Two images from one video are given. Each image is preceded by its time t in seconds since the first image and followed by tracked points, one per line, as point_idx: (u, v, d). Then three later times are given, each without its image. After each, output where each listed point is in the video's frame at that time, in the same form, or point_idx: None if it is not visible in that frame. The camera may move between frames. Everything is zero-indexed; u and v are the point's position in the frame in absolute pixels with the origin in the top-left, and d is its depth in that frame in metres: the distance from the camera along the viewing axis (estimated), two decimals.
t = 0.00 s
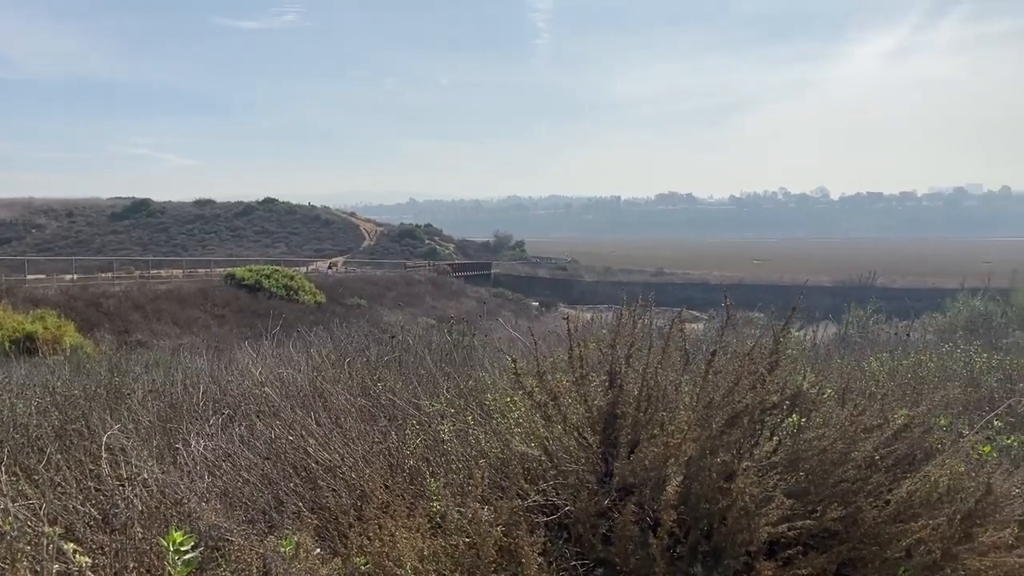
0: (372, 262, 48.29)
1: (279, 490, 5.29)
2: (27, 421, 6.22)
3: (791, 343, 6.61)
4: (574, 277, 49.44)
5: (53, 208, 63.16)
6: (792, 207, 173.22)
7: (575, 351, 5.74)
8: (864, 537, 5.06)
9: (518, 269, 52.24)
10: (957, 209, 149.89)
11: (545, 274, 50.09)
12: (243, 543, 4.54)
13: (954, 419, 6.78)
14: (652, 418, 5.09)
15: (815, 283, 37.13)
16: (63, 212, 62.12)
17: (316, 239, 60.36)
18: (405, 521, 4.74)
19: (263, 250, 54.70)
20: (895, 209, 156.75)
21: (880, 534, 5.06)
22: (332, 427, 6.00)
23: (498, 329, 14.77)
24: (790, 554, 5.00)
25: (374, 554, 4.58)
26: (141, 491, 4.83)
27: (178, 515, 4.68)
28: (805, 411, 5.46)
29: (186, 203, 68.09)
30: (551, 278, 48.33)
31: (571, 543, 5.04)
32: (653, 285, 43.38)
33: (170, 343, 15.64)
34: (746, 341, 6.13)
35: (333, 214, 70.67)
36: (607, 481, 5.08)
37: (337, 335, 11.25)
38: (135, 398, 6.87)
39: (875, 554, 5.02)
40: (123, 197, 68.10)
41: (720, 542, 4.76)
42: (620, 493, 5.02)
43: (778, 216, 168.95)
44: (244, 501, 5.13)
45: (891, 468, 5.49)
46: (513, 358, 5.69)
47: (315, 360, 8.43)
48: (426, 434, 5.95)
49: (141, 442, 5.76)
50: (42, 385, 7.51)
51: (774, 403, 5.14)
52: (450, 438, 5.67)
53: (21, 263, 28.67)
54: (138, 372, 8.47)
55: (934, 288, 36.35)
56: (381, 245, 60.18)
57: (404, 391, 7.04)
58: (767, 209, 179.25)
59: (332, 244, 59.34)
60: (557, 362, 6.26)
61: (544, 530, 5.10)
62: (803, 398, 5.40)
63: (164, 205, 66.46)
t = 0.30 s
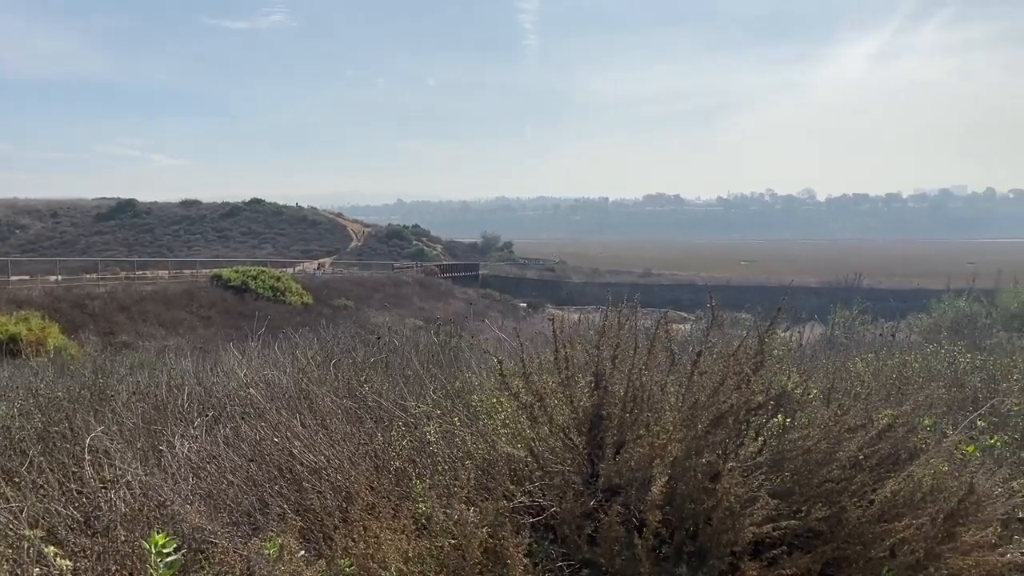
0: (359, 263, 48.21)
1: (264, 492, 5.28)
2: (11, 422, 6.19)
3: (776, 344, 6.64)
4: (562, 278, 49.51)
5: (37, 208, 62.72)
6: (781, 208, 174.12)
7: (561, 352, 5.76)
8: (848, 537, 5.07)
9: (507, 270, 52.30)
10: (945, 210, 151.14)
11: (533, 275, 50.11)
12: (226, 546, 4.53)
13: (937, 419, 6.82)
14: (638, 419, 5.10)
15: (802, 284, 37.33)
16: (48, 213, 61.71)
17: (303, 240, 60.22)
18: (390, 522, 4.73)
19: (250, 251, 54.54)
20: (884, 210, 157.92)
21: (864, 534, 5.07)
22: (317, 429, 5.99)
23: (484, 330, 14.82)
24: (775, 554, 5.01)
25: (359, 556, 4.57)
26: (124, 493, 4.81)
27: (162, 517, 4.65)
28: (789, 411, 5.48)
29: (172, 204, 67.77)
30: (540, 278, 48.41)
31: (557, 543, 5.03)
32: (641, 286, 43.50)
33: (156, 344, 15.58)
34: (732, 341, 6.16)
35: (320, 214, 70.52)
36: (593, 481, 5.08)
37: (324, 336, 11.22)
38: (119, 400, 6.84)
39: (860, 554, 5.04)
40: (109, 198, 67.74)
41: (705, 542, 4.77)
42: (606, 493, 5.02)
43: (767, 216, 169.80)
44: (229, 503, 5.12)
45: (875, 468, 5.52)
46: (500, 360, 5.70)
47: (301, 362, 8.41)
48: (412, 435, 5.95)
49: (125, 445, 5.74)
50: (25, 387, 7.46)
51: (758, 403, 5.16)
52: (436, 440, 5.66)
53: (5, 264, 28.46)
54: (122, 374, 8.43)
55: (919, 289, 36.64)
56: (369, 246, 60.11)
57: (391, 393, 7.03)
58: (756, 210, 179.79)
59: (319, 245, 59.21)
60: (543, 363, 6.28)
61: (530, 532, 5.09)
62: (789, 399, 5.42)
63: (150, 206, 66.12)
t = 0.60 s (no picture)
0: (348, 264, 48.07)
1: (250, 494, 5.28)
2: None
3: (763, 345, 6.66)
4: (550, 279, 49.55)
5: (22, 209, 62.24)
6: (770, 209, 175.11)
7: (548, 353, 5.77)
8: (834, 537, 5.10)
9: (495, 271, 52.30)
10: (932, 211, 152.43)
11: (522, 276, 50.15)
12: (211, 548, 4.51)
13: (922, 420, 6.86)
14: (625, 419, 5.12)
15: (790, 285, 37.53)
16: (32, 214, 61.26)
17: (290, 241, 60.03)
18: (376, 523, 4.72)
19: (237, 252, 54.34)
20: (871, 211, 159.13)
21: (849, 533, 5.10)
22: (304, 430, 5.97)
23: (471, 331, 14.85)
24: (760, 553, 5.02)
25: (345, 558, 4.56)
26: (109, 495, 4.78)
27: (147, 520, 4.63)
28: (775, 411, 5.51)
29: (158, 205, 67.40)
30: (529, 279, 48.44)
31: (545, 544, 5.02)
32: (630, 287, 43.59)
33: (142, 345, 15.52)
34: (720, 340, 6.19)
35: (308, 216, 70.33)
36: (580, 481, 5.09)
37: (312, 337, 11.19)
38: (104, 402, 6.81)
39: (845, 553, 5.06)
40: (94, 198, 67.31)
41: (692, 542, 4.77)
42: (593, 494, 5.03)
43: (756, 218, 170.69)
44: (214, 506, 5.12)
45: (861, 467, 5.55)
46: (488, 361, 5.70)
47: (288, 363, 8.39)
48: (398, 438, 5.94)
49: (110, 447, 5.72)
50: (9, 389, 7.42)
51: (745, 403, 5.17)
52: (424, 441, 5.67)
53: None
54: (108, 375, 8.39)
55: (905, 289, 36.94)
56: (357, 247, 59.94)
57: (377, 394, 7.03)
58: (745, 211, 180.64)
59: (307, 246, 59.03)
60: (531, 364, 6.28)
61: (517, 533, 5.09)
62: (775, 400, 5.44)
63: (136, 207, 65.73)
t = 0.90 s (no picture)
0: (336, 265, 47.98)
1: (237, 495, 5.28)
2: None
3: (750, 345, 6.69)
4: (539, 279, 49.61)
5: (6, 209, 61.74)
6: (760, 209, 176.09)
7: (536, 353, 5.78)
8: (819, 536, 5.12)
9: (484, 271, 52.31)
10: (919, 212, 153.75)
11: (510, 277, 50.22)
12: (197, 549, 4.50)
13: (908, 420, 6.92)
14: (612, 419, 5.12)
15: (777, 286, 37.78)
16: (17, 214, 60.79)
17: (278, 241, 59.86)
18: (363, 524, 4.71)
19: (224, 253, 54.14)
20: (859, 211, 160.35)
21: (835, 532, 5.12)
22: (291, 432, 5.96)
23: (459, 331, 14.90)
24: (746, 552, 5.03)
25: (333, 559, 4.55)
26: (94, 497, 4.76)
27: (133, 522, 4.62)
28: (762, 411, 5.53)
29: (144, 206, 67.03)
30: (517, 279, 48.50)
31: (532, 545, 5.03)
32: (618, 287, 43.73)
33: (128, 346, 15.44)
34: (706, 340, 6.21)
35: (296, 216, 70.15)
36: (568, 481, 5.10)
37: (299, 338, 11.17)
38: (90, 403, 6.78)
39: (830, 552, 5.09)
40: (80, 198, 66.87)
41: (678, 541, 4.79)
42: (580, 494, 5.04)
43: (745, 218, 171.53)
44: (200, 507, 5.10)
45: (846, 467, 5.57)
46: (476, 362, 5.70)
47: (276, 364, 8.37)
48: (386, 439, 5.93)
49: (96, 449, 5.69)
50: None
51: (731, 403, 5.19)
52: (411, 442, 5.67)
53: None
54: (94, 376, 8.35)
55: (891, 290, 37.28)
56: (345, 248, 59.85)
57: (365, 394, 7.02)
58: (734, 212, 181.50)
59: (295, 246, 58.86)
60: (519, 365, 6.29)
61: (505, 533, 5.09)
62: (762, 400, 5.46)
63: (122, 207, 65.36)
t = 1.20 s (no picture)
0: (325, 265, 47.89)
1: (224, 496, 5.27)
2: None
3: (737, 345, 6.72)
4: (529, 279, 49.66)
5: None
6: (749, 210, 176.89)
7: (524, 353, 5.78)
8: (805, 535, 5.16)
9: (473, 271, 52.31)
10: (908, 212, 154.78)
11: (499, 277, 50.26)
12: (183, 550, 4.48)
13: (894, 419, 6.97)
14: (599, 419, 5.13)
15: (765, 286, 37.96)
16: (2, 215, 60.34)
17: (266, 241, 59.69)
18: (350, 524, 4.71)
19: (212, 253, 53.94)
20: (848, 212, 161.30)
21: (820, 531, 5.16)
22: (279, 433, 5.95)
23: (446, 331, 14.93)
24: (732, 551, 5.05)
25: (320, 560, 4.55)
26: (79, 498, 4.74)
27: (119, 523, 4.60)
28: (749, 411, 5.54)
29: (131, 206, 66.68)
30: (507, 279, 48.54)
31: (519, 544, 5.04)
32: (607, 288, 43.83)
33: (114, 347, 15.36)
34: (693, 339, 6.23)
35: (285, 216, 69.98)
36: (555, 481, 5.11)
37: (287, 338, 11.15)
38: (75, 405, 6.75)
39: (816, 550, 5.13)
40: (66, 198, 66.45)
41: (665, 540, 4.81)
42: (568, 493, 5.04)
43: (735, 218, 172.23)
44: (186, 508, 5.09)
45: (832, 465, 5.60)
46: (464, 362, 5.70)
47: (263, 365, 8.36)
48: (374, 440, 5.93)
49: (81, 450, 5.67)
50: None
51: (718, 402, 5.21)
52: (399, 442, 5.67)
53: None
54: (80, 377, 8.32)
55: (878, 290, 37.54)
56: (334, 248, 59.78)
57: (353, 394, 7.02)
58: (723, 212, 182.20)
59: (283, 247, 58.70)
60: (506, 364, 6.29)
61: (493, 533, 5.10)
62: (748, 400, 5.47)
63: (109, 207, 64.99)
